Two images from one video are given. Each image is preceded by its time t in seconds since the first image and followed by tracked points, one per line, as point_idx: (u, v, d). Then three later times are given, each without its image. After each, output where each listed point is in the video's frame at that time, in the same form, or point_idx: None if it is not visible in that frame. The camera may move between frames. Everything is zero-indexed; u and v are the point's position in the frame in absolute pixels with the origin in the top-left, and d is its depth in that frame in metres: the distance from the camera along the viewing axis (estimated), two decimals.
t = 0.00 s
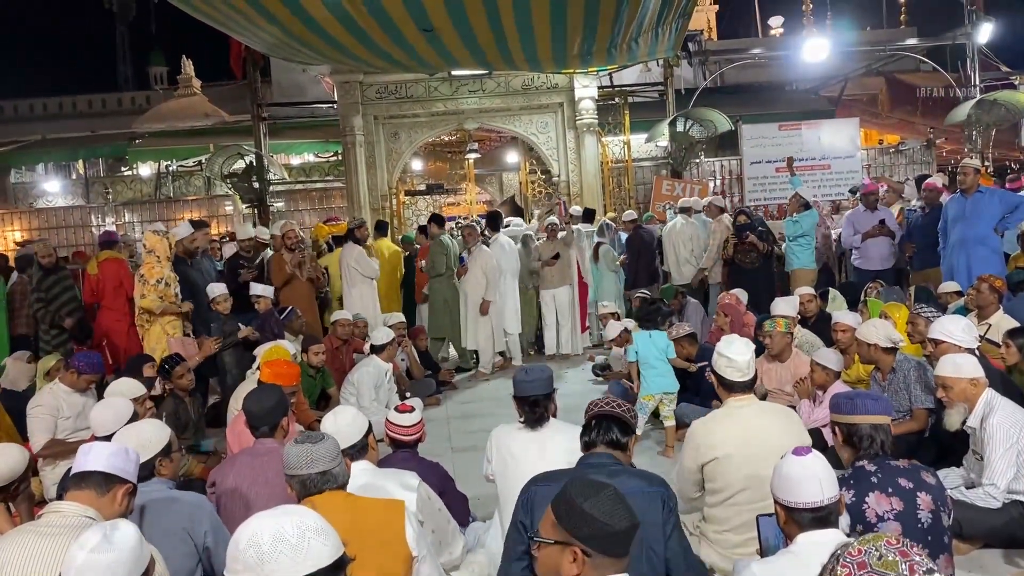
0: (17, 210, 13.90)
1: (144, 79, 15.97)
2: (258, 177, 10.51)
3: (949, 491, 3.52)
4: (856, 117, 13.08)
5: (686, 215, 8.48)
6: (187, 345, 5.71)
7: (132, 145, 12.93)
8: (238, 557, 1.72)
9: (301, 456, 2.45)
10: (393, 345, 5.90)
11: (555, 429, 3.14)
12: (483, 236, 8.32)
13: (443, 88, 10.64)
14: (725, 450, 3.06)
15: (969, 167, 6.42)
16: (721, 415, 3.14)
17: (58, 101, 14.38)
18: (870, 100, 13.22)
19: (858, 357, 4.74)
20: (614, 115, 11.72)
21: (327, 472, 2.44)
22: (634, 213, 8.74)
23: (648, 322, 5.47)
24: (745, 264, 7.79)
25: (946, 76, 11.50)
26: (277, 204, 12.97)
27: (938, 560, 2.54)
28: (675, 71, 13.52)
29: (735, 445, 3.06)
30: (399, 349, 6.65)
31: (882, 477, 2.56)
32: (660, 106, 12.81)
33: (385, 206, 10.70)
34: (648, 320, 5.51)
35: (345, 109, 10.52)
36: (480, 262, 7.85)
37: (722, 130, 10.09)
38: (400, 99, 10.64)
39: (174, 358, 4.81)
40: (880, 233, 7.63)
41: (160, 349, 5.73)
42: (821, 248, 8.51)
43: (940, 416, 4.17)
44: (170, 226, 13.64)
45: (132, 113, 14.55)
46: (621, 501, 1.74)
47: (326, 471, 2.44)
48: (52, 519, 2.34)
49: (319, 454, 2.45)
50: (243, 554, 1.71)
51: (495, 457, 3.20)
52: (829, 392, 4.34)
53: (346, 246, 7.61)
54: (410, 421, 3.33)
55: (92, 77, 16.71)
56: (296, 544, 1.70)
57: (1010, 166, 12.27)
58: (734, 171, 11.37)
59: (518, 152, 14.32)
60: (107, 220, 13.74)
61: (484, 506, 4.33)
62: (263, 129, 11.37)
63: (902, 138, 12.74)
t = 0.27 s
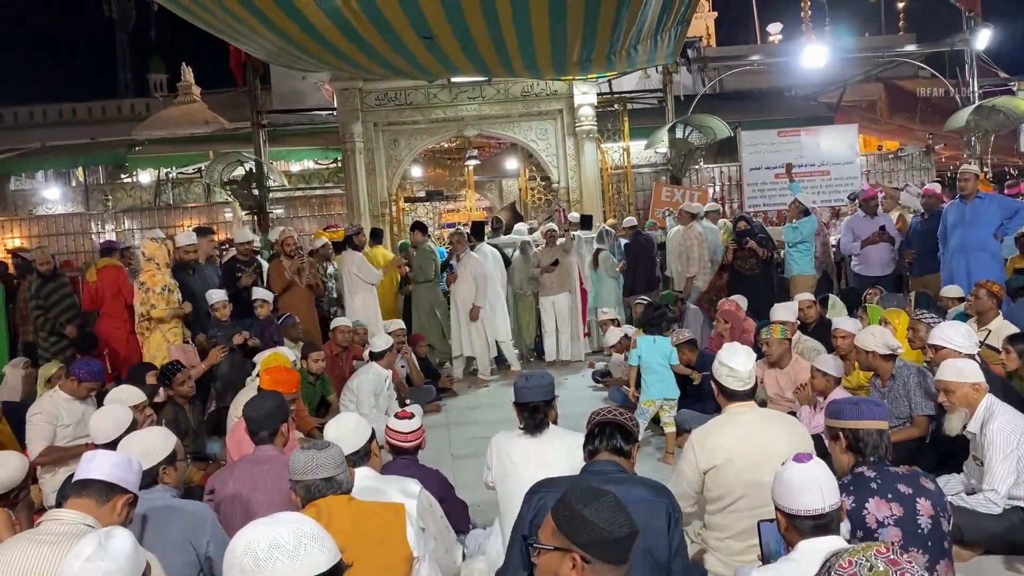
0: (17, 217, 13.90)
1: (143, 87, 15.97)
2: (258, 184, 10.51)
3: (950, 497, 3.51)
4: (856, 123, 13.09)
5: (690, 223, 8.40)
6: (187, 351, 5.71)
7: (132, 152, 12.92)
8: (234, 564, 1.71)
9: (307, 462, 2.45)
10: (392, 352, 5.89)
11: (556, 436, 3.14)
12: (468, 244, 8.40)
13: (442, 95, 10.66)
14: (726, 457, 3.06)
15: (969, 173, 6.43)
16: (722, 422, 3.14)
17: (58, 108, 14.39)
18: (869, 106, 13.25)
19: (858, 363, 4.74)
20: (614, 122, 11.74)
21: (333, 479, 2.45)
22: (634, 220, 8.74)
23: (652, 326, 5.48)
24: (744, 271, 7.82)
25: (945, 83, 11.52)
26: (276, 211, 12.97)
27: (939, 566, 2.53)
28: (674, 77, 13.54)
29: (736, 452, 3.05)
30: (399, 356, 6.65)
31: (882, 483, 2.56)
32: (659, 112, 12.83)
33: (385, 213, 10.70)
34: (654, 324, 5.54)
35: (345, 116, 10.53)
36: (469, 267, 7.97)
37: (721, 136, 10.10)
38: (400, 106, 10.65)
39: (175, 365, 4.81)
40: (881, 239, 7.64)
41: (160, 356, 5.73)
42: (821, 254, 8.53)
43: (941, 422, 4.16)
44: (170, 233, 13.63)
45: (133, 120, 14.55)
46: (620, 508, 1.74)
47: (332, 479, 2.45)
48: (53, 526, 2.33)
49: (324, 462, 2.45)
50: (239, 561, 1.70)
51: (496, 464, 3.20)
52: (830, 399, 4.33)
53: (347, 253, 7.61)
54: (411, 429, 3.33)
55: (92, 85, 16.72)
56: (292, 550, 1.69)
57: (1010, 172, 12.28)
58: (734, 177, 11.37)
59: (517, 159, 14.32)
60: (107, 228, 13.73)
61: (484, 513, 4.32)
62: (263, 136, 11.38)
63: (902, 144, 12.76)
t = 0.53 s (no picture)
0: (16, 224, 13.90)
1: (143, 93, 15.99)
2: (257, 190, 10.51)
3: (950, 501, 3.51)
4: (854, 128, 13.12)
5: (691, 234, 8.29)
6: (186, 357, 5.71)
7: (132, 158, 12.92)
8: (230, 568, 1.70)
9: (306, 466, 2.45)
10: (391, 357, 5.89)
11: (556, 441, 3.14)
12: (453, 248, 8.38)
13: (441, 101, 10.69)
14: (726, 461, 3.06)
15: (967, 178, 6.44)
16: (721, 426, 3.14)
17: (58, 114, 14.40)
18: (867, 111, 13.29)
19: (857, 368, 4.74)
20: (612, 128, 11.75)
21: (332, 483, 2.44)
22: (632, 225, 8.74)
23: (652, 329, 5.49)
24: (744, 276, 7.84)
25: (944, 88, 11.54)
26: (276, 217, 12.97)
27: (939, 570, 2.53)
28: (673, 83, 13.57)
29: (735, 455, 3.05)
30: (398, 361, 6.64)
31: (880, 487, 2.56)
32: (657, 118, 12.86)
33: (384, 219, 10.71)
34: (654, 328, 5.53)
35: (344, 122, 10.54)
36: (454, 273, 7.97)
37: (720, 142, 10.10)
38: (399, 112, 10.66)
39: (174, 370, 4.81)
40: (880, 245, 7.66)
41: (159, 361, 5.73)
42: (820, 259, 8.53)
43: (941, 426, 4.16)
44: (169, 239, 13.63)
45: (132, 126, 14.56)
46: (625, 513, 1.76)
47: (330, 484, 2.44)
48: (51, 532, 2.33)
49: (323, 467, 2.45)
50: (235, 564, 1.69)
51: (495, 469, 3.19)
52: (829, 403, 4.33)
53: (345, 259, 7.60)
54: (411, 434, 3.33)
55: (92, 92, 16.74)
56: (288, 554, 1.69)
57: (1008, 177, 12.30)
58: (733, 183, 11.39)
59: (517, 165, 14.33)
60: (106, 234, 13.74)
61: (484, 519, 4.31)
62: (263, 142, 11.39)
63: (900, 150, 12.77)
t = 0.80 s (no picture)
0: (14, 229, 13.89)
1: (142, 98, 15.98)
2: (255, 195, 10.51)
3: (949, 506, 3.51)
4: (852, 132, 13.15)
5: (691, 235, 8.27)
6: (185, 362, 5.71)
7: (131, 163, 12.91)
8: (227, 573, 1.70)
9: (302, 474, 2.45)
10: (390, 362, 5.89)
11: (555, 446, 3.14)
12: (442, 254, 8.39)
13: (439, 106, 10.70)
14: (724, 465, 3.06)
15: (965, 182, 6.45)
16: (719, 430, 3.14)
17: (56, 120, 14.40)
18: (865, 116, 13.32)
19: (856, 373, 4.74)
20: (611, 132, 11.77)
21: (328, 490, 2.45)
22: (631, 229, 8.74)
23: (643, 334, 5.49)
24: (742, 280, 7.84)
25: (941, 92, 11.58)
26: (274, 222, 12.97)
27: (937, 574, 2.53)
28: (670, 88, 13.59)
29: (734, 460, 3.06)
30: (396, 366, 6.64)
31: (879, 491, 2.56)
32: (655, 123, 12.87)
33: (382, 224, 10.71)
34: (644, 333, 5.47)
35: (343, 127, 10.55)
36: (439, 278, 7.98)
37: (718, 146, 10.11)
38: (397, 116, 10.68)
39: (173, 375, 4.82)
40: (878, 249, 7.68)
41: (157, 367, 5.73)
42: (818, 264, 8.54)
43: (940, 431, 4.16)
44: (168, 245, 13.62)
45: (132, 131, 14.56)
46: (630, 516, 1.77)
47: (326, 491, 2.44)
48: (51, 537, 2.33)
49: (317, 475, 2.44)
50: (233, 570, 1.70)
51: (494, 474, 3.20)
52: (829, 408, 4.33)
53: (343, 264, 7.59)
54: (409, 439, 3.34)
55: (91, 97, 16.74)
56: (286, 560, 1.69)
57: (1006, 181, 12.33)
58: (731, 187, 11.40)
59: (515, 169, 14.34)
60: (105, 239, 13.73)
61: (484, 524, 4.30)
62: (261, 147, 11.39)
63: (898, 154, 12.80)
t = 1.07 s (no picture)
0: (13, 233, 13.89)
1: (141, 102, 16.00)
2: (254, 199, 10.51)
3: (949, 509, 3.51)
4: (850, 136, 13.17)
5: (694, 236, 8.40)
6: (184, 365, 5.70)
7: (130, 167, 12.91)
8: None
9: (302, 480, 2.44)
10: (389, 366, 5.89)
11: (555, 450, 3.13)
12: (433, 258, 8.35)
13: (439, 109, 10.70)
14: (724, 469, 3.06)
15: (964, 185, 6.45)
16: (719, 434, 3.14)
17: (56, 123, 14.40)
18: (863, 119, 13.34)
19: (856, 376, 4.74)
20: (610, 136, 11.77)
21: (327, 498, 2.44)
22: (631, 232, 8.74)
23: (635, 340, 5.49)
24: (742, 283, 7.82)
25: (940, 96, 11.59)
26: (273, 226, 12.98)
27: None
28: (669, 91, 13.60)
29: (734, 463, 3.05)
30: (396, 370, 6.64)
31: (878, 495, 2.56)
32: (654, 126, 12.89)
33: (381, 227, 10.70)
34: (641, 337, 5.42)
35: (342, 130, 10.56)
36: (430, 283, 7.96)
37: (717, 150, 10.11)
38: (396, 120, 10.69)
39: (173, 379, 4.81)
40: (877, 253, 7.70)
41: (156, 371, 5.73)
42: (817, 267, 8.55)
43: (940, 434, 4.16)
44: (167, 248, 13.62)
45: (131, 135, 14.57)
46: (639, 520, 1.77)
47: (325, 499, 2.43)
48: (51, 542, 2.32)
49: (318, 482, 2.44)
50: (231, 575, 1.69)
51: (494, 478, 3.19)
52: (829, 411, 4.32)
53: (343, 268, 7.58)
54: (409, 443, 3.33)
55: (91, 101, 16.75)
56: (285, 565, 1.69)
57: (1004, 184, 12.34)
58: (730, 190, 11.41)
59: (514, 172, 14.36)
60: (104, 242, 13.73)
61: (483, 528, 4.30)
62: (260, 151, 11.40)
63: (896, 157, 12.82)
